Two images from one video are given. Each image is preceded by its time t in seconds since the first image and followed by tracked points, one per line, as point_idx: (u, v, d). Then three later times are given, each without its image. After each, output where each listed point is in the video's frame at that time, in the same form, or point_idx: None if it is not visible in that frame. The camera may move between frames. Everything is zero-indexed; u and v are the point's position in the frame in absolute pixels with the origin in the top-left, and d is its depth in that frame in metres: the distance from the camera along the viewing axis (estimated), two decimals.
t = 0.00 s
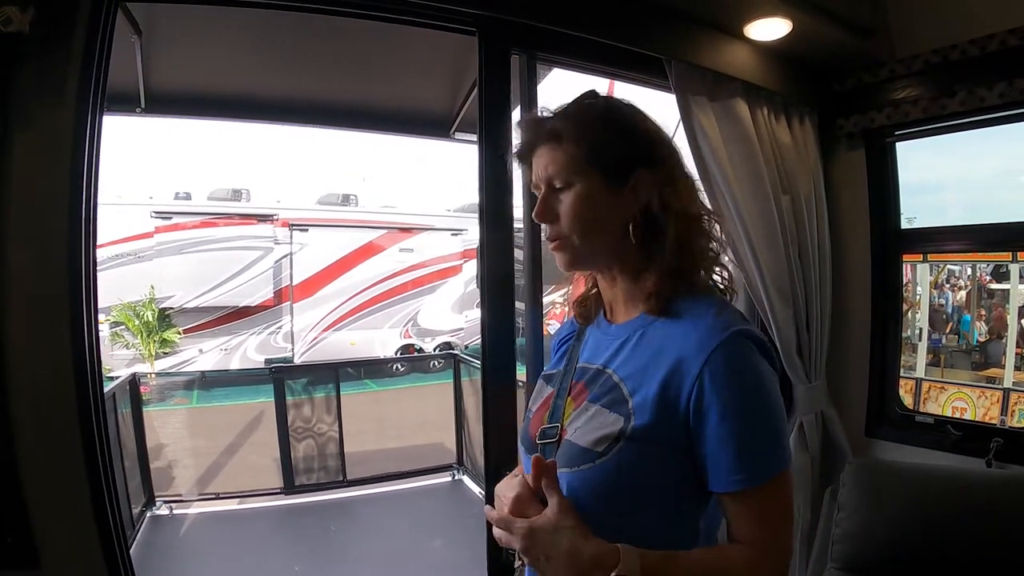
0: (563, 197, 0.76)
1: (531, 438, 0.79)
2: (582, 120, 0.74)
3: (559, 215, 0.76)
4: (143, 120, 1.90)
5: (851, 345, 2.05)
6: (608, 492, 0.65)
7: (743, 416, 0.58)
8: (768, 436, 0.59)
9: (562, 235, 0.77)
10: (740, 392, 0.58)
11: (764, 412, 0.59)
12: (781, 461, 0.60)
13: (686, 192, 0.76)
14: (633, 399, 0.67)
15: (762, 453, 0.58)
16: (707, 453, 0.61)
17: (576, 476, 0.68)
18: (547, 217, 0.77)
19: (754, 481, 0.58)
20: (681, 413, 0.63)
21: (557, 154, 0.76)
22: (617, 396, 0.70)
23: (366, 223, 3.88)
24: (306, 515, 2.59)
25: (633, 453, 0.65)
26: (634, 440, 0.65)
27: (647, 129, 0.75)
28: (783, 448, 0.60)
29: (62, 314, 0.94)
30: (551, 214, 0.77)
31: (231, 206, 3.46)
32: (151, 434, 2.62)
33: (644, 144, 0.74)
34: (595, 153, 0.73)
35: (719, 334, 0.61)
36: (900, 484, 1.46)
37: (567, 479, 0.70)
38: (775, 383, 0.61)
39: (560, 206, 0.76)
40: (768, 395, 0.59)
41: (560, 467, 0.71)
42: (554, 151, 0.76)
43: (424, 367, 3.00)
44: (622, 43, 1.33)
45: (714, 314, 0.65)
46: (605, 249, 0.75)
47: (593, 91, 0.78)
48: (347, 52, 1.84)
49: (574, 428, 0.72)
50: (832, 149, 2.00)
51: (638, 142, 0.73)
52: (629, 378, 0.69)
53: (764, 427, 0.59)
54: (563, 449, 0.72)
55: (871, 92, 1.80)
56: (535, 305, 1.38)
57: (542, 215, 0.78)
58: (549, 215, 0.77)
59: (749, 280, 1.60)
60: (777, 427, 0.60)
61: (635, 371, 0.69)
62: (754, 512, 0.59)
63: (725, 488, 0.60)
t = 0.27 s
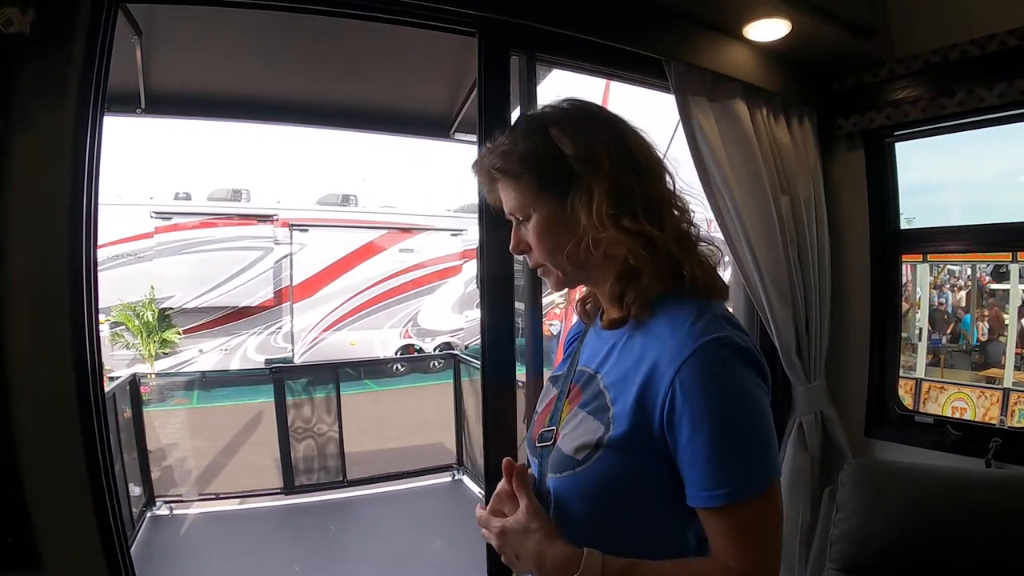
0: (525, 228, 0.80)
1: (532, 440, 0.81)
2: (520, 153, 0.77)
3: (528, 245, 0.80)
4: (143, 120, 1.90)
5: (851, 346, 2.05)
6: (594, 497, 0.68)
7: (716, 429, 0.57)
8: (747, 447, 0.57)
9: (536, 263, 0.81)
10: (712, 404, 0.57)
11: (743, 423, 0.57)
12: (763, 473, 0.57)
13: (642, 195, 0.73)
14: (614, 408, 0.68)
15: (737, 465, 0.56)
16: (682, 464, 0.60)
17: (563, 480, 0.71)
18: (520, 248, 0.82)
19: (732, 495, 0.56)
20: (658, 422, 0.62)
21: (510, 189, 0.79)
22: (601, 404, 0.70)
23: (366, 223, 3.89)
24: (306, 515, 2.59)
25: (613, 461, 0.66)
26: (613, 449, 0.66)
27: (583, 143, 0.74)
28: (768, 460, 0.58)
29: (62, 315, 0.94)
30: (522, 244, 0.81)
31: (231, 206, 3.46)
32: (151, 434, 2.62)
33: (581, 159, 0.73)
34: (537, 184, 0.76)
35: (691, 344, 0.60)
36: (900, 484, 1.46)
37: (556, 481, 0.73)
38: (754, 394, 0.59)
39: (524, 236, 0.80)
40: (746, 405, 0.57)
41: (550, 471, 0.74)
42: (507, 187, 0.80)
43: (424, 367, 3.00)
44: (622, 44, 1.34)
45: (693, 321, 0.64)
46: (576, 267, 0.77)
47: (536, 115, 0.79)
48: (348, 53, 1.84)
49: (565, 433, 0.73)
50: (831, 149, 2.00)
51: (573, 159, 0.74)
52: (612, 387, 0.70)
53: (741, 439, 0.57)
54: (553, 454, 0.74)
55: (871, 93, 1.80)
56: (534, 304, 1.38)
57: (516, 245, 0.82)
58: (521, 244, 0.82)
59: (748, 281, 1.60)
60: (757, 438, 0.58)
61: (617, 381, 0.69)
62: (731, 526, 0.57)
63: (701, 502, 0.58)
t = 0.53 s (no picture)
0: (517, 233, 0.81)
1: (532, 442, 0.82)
2: (508, 156, 0.78)
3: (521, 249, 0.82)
4: (145, 122, 1.90)
5: (852, 346, 2.05)
6: (591, 499, 0.67)
7: (709, 430, 0.56)
8: (740, 447, 0.56)
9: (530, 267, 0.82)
10: (703, 405, 0.57)
11: (737, 424, 0.57)
12: (758, 473, 0.57)
13: (630, 190, 0.73)
14: (610, 410, 0.68)
15: (730, 467, 0.56)
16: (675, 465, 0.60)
17: (562, 484, 0.71)
18: (515, 253, 0.83)
19: (725, 497, 0.56)
20: (652, 425, 0.62)
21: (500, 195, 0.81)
22: (598, 405, 0.71)
23: (367, 224, 3.90)
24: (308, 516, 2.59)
25: (609, 464, 0.66)
26: (609, 451, 0.66)
27: (569, 141, 0.75)
28: (762, 460, 0.58)
29: (65, 315, 0.94)
30: (518, 249, 0.83)
31: (233, 207, 3.47)
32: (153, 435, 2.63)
33: (567, 157, 0.74)
34: (526, 185, 0.76)
35: (683, 345, 0.60)
36: (902, 485, 1.46)
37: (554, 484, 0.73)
38: (748, 396, 0.58)
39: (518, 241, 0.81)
40: (739, 407, 0.57)
41: (549, 474, 0.74)
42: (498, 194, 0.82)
43: (425, 368, 3.00)
44: (623, 45, 1.34)
45: (687, 322, 0.63)
46: (569, 268, 0.78)
47: (525, 120, 0.81)
48: (351, 55, 1.84)
49: (563, 434, 0.74)
50: (832, 150, 2.00)
51: (560, 158, 0.75)
52: (608, 389, 0.70)
53: (734, 441, 0.57)
54: (552, 456, 0.74)
55: (871, 94, 1.80)
56: (536, 305, 1.38)
57: (512, 252, 0.84)
58: (517, 250, 0.83)
59: (749, 281, 1.61)
60: (752, 441, 0.57)
61: (612, 382, 0.69)
62: (723, 528, 0.57)
63: (694, 506, 0.58)
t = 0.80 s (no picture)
0: (538, 209, 0.77)
1: (534, 438, 0.82)
2: (541, 128, 0.76)
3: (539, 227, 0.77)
4: (147, 120, 1.90)
5: (853, 344, 2.06)
6: (605, 493, 0.68)
7: (730, 417, 0.58)
8: (759, 437, 0.58)
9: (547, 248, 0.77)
10: (727, 393, 0.58)
11: (756, 414, 0.58)
12: (769, 463, 0.59)
13: (654, 182, 0.75)
14: (625, 402, 0.69)
15: (747, 455, 0.58)
16: (690, 455, 0.61)
17: (573, 479, 0.71)
18: (531, 232, 0.77)
19: (739, 487, 0.57)
20: (670, 412, 0.63)
21: (525, 168, 0.78)
22: (610, 398, 0.72)
23: (369, 222, 3.91)
24: (309, 514, 2.60)
25: (625, 456, 0.66)
26: (625, 443, 0.66)
27: (603, 124, 0.75)
28: (772, 451, 0.59)
29: (68, 312, 0.95)
30: (533, 228, 0.77)
31: (235, 205, 3.49)
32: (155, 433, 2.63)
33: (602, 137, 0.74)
34: (559, 157, 0.73)
35: (708, 334, 0.61)
36: (904, 483, 1.46)
37: (565, 481, 0.73)
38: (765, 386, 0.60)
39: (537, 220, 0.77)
40: (758, 396, 0.59)
41: (559, 469, 0.74)
42: (523, 166, 0.78)
43: (427, 366, 3.00)
44: (624, 44, 1.34)
45: (708, 312, 0.65)
46: (590, 252, 0.75)
47: (552, 100, 0.79)
48: (353, 53, 1.85)
49: (569, 429, 0.74)
50: (833, 148, 2.00)
51: (593, 141, 0.74)
52: (622, 380, 0.71)
53: (753, 428, 0.58)
54: (560, 451, 0.74)
55: (872, 92, 1.80)
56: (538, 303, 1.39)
57: (525, 230, 0.78)
58: (532, 229, 0.77)
59: (750, 278, 1.61)
60: (767, 429, 0.59)
61: (627, 373, 0.70)
62: (729, 514, 0.59)
63: (703, 493, 0.60)
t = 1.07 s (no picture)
0: (537, 215, 0.78)
1: (539, 433, 0.82)
2: (536, 136, 0.77)
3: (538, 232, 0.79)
4: (146, 119, 1.90)
5: (851, 342, 2.06)
6: (613, 490, 0.68)
7: (735, 418, 0.59)
8: (763, 436, 0.59)
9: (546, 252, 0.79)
10: (735, 395, 0.59)
11: (762, 415, 0.59)
12: (775, 462, 0.60)
13: (657, 183, 0.75)
14: (631, 400, 0.69)
15: (753, 454, 0.59)
16: (697, 454, 0.62)
17: (574, 475, 0.72)
18: (531, 236, 0.80)
19: (748, 486, 0.59)
20: (676, 412, 0.64)
21: (522, 175, 0.79)
22: (615, 396, 0.71)
23: (368, 221, 3.92)
24: (308, 513, 2.66)
25: (629, 454, 0.67)
26: (630, 440, 0.67)
27: (598, 129, 0.76)
28: (779, 450, 0.60)
29: (67, 309, 0.95)
30: (534, 233, 0.80)
31: (234, 204, 3.51)
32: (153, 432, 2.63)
33: (597, 143, 0.75)
34: (554, 165, 0.75)
35: (714, 336, 0.62)
36: (901, 481, 1.46)
37: (567, 477, 0.73)
38: (771, 385, 0.61)
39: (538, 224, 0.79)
40: (764, 395, 0.60)
41: (562, 465, 0.74)
42: (520, 173, 0.80)
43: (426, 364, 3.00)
44: (622, 42, 1.34)
45: (712, 313, 0.65)
46: (588, 255, 0.76)
47: (550, 106, 0.81)
48: (351, 52, 1.85)
49: (575, 425, 0.74)
50: (831, 146, 2.00)
51: (590, 146, 0.75)
52: (628, 379, 0.70)
53: (758, 428, 0.59)
54: (564, 448, 0.75)
55: (871, 90, 1.80)
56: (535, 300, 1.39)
57: (527, 235, 0.80)
58: (533, 234, 0.80)
59: (748, 277, 1.61)
60: (772, 428, 0.60)
61: (633, 372, 0.70)
62: (741, 511, 0.60)
63: (713, 492, 0.61)
